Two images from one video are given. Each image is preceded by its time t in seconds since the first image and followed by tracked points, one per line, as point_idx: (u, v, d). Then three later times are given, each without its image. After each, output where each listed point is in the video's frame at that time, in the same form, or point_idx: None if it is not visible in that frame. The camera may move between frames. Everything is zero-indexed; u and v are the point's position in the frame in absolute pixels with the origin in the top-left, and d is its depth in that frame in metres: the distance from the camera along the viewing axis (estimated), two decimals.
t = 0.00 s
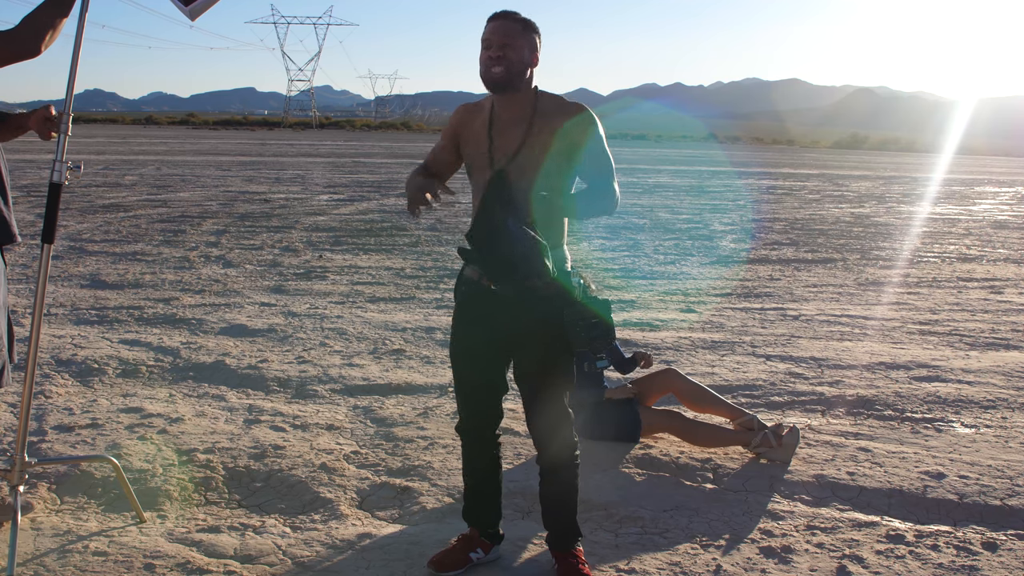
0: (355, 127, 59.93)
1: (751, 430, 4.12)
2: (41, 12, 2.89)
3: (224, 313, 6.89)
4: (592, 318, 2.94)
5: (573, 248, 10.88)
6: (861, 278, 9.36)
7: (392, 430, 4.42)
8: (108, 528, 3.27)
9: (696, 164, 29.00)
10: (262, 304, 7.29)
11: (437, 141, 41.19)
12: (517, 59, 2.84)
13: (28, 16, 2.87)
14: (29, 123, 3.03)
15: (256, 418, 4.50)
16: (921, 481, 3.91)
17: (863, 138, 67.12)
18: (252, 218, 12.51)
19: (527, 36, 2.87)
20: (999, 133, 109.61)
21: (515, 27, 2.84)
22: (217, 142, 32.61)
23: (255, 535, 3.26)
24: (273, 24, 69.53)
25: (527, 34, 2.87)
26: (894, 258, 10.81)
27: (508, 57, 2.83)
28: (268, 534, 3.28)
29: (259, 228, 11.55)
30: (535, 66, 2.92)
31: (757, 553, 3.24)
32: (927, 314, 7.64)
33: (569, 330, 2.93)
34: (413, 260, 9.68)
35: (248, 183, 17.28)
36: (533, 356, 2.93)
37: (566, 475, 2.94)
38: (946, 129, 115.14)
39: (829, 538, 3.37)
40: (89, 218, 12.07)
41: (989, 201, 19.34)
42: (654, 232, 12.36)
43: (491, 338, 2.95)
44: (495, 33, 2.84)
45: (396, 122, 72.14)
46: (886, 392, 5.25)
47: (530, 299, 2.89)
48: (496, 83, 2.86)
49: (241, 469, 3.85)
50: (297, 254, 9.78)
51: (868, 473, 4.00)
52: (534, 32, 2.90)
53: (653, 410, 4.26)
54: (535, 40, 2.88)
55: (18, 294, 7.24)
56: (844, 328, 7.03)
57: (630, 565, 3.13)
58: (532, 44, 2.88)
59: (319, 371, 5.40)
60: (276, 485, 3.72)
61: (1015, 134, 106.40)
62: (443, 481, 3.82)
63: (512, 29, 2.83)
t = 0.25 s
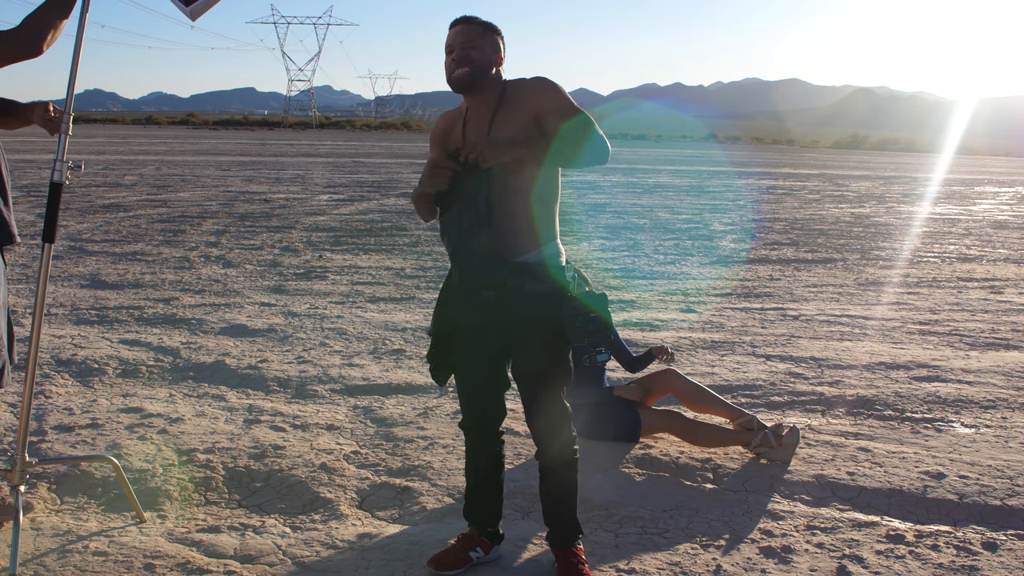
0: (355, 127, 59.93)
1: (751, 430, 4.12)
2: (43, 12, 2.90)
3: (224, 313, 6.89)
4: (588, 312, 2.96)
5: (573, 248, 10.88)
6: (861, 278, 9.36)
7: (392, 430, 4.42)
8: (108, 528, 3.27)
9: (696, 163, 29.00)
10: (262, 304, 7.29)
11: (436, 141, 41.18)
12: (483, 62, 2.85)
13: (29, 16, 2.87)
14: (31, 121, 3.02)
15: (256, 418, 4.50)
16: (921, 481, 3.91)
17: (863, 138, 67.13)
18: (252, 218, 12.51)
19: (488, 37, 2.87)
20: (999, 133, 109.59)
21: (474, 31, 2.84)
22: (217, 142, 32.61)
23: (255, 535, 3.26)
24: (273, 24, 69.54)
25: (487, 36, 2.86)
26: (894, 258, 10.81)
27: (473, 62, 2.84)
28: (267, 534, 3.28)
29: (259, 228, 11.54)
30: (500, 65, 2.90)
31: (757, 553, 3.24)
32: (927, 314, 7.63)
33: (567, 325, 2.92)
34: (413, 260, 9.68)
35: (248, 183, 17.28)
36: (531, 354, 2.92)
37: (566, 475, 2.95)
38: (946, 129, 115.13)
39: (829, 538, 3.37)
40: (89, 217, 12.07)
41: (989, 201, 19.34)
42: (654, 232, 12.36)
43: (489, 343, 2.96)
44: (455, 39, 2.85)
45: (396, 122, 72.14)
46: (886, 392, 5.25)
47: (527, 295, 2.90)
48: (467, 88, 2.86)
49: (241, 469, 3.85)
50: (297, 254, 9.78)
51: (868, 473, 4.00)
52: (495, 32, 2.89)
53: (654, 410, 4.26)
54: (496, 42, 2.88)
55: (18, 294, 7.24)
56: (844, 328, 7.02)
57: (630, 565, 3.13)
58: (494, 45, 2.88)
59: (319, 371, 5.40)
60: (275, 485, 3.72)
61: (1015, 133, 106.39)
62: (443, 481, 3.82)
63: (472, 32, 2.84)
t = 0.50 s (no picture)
0: (355, 126, 59.93)
1: (750, 430, 4.12)
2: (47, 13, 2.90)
3: (224, 313, 6.89)
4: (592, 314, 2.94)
5: (573, 248, 10.88)
6: (861, 278, 9.36)
7: (392, 430, 4.42)
8: (108, 528, 3.27)
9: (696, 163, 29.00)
10: (262, 304, 7.29)
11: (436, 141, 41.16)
12: (476, 73, 2.83)
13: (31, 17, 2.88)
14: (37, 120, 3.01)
15: (256, 418, 4.50)
16: (921, 481, 3.91)
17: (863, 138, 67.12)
18: (252, 218, 12.51)
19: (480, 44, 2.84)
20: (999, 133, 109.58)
21: (463, 43, 2.81)
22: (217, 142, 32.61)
23: (255, 535, 3.26)
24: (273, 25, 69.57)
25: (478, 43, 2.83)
26: (894, 258, 10.81)
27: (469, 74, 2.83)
28: (268, 534, 3.28)
29: (259, 228, 11.54)
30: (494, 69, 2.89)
31: (757, 553, 3.24)
32: (927, 314, 7.63)
33: (567, 325, 2.91)
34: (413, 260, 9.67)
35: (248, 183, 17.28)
36: (532, 353, 2.92)
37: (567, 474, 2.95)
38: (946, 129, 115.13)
39: (829, 538, 3.37)
40: (89, 217, 12.07)
41: (989, 201, 19.34)
42: (654, 232, 12.36)
43: (489, 343, 2.95)
44: (445, 56, 2.82)
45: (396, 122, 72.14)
46: (886, 392, 5.25)
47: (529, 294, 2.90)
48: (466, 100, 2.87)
49: (241, 469, 3.85)
50: (297, 254, 9.78)
51: (868, 473, 4.00)
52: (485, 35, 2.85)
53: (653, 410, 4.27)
54: (486, 46, 2.85)
55: (18, 294, 7.24)
56: (844, 328, 7.02)
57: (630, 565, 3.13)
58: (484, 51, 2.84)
59: (319, 371, 5.40)
60: (275, 485, 3.72)
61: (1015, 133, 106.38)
62: (443, 481, 3.82)
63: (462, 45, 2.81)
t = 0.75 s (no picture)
0: (355, 126, 59.93)
1: (750, 430, 4.13)
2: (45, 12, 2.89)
3: (224, 313, 6.89)
4: (596, 317, 2.94)
5: (573, 248, 10.88)
6: (861, 278, 9.36)
7: (392, 430, 4.42)
8: (108, 528, 3.27)
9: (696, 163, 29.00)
10: (262, 304, 7.29)
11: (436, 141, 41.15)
12: (507, 70, 2.83)
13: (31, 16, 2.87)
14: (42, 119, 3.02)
15: (256, 418, 4.50)
16: (921, 481, 3.91)
17: (863, 138, 67.14)
18: (252, 218, 12.51)
19: (514, 40, 2.82)
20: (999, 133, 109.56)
21: (498, 37, 2.79)
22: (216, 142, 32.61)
23: (255, 535, 3.27)
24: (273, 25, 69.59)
25: (515, 37, 2.81)
26: (894, 258, 10.81)
27: (499, 70, 2.82)
28: (267, 534, 3.28)
29: (259, 228, 11.54)
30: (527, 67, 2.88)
31: (756, 553, 3.24)
32: (927, 314, 7.64)
33: (569, 328, 2.92)
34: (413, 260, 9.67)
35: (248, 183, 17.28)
36: (533, 355, 2.93)
37: (567, 475, 2.95)
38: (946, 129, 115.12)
39: (829, 538, 3.37)
40: (89, 217, 12.07)
41: (989, 201, 19.33)
42: (654, 232, 12.36)
43: (490, 343, 2.95)
44: (479, 48, 2.81)
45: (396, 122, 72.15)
46: (886, 392, 5.25)
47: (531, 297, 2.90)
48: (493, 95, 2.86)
49: (241, 469, 3.85)
50: (297, 254, 9.78)
51: (868, 473, 4.00)
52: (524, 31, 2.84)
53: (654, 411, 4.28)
54: (524, 41, 2.84)
55: (18, 294, 7.24)
56: (844, 328, 7.02)
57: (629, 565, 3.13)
58: (521, 46, 2.83)
59: (319, 371, 5.40)
60: (275, 485, 3.72)
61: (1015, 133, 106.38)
62: (443, 481, 3.82)
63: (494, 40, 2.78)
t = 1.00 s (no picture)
0: (355, 126, 59.93)
1: (750, 430, 4.14)
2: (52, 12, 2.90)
3: (224, 313, 6.89)
4: (598, 319, 2.94)
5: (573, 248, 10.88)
6: (861, 278, 9.36)
7: (392, 430, 4.42)
8: (108, 528, 3.27)
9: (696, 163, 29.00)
10: (262, 304, 7.29)
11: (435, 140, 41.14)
12: (530, 69, 2.84)
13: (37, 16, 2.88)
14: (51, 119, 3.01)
15: (256, 418, 4.50)
16: (921, 481, 3.91)
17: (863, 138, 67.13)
18: (252, 218, 12.51)
19: (542, 39, 2.83)
20: (999, 133, 109.55)
21: (524, 35, 2.81)
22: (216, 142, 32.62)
23: (255, 535, 3.27)
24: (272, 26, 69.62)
25: (541, 37, 2.84)
26: (894, 258, 10.81)
27: (521, 69, 2.83)
28: (267, 533, 3.28)
29: (259, 228, 11.54)
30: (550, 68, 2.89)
31: (756, 553, 3.24)
32: (927, 314, 7.64)
33: (571, 329, 2.92)
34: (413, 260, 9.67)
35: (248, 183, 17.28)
36: (534, 355, 2.93)
37: (567, 476, 2.95)
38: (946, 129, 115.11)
39: (829, 538, 3.37)
40: (89, 218, 12.07)
41: (989, 201, 19.33)
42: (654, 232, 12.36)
43: (491, 343, 2.95)
44: (504, 46, 2.82)
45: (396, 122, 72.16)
46: (886, 392, 5.25)
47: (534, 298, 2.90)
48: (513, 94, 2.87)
49: (241, 469, 3.85)
50: (297, 253, 9.78)
51: (868, 473, 4.00)
52: (551, 31, 2.86)
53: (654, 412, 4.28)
54: (548, 41, 2.86)
55: (19, 294, 7.24)
56: (844, 328, 7.02)
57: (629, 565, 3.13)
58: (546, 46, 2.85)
59: (319, 371, 5.40)
60: (275, 485, 3.73)
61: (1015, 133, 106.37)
62: (443, 481, 3.82)
63: (522, 37, 2.80)
